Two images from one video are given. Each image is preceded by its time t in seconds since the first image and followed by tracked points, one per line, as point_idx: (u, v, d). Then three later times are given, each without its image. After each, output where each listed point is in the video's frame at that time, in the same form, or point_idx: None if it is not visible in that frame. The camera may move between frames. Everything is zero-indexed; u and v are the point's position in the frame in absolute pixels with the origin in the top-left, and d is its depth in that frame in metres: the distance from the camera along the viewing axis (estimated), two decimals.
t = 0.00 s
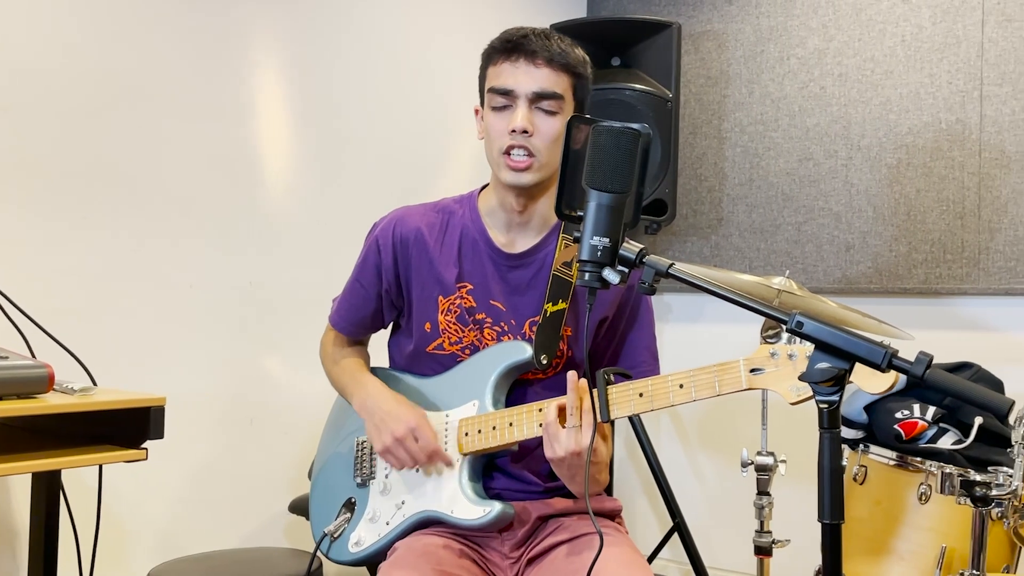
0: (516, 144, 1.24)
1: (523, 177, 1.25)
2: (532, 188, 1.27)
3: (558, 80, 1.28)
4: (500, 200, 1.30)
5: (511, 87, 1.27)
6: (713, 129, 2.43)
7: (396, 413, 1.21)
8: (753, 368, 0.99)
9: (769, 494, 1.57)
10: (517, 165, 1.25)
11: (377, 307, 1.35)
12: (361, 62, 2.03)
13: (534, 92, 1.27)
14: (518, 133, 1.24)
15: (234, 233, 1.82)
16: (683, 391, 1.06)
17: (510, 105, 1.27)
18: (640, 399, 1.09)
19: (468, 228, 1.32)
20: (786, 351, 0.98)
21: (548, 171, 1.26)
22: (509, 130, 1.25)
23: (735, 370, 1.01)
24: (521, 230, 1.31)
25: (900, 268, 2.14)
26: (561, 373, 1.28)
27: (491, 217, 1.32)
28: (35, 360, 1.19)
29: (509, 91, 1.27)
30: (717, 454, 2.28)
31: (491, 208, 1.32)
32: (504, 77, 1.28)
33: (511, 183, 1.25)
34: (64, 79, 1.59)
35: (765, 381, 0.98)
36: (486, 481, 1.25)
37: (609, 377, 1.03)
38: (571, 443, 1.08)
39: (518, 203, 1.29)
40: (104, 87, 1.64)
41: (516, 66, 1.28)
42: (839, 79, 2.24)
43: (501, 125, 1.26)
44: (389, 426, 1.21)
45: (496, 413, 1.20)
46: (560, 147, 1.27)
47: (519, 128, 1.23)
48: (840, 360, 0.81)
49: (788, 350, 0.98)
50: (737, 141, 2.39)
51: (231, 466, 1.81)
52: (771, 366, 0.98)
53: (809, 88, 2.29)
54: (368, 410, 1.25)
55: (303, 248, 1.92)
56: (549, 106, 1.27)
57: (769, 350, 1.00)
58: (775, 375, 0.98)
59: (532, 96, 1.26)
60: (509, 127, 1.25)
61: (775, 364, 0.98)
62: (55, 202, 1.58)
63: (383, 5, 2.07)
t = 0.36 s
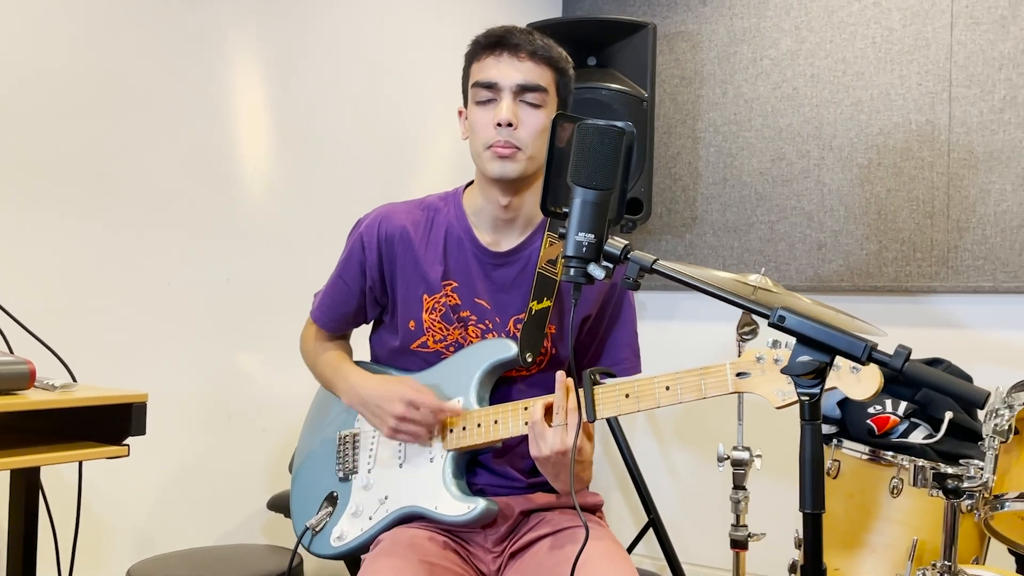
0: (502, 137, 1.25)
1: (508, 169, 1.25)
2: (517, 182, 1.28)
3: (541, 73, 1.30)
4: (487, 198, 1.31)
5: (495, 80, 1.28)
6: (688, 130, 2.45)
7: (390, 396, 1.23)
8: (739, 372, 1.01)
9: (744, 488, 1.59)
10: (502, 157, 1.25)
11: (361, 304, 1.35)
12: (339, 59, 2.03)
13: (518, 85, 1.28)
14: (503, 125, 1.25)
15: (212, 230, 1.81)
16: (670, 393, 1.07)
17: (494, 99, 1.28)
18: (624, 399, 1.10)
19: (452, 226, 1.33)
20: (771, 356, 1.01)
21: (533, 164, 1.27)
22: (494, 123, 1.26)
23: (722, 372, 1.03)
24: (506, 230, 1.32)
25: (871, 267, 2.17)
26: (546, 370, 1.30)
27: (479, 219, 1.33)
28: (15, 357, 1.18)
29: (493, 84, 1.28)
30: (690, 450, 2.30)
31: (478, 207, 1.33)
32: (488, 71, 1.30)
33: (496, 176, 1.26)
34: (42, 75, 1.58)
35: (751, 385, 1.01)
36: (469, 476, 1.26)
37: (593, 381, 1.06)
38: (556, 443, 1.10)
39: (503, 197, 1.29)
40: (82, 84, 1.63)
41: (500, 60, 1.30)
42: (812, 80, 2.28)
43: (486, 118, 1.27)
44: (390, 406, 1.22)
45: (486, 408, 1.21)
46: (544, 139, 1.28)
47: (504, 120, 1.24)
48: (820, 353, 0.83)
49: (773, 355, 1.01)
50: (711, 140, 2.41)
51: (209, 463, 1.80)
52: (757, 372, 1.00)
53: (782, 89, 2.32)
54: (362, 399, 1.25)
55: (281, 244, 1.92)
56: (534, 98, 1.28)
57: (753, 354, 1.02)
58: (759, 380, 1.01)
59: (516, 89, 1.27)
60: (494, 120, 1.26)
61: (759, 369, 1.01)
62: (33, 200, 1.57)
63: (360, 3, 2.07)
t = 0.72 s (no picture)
0: (482, 140, 1.26)
1: (489, 171, 1.27)
2: (495, 182, 1.29)
3: (522, 77, 1.31)
4: (465, 194, 1.33)
5: (476, 83, 1.29)
6: (661, 131, 2.48)
7: (365, 421, 1.23)
8: (722, 359, 1.05)
9: (720, 483, 1.62)
10: (483, 159, 1.27)
11: (341, 302, 1.34)
12: (316, 58, 2.03)
13: (498, 89, 1.29)
14: (483, 128, 1.26)
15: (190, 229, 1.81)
16: (655, 379, 1.11)
17: (475, 102, 1.29)
18: (611, 387, 1.15)
19: (433, 222, 1.34)
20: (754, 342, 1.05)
21: (511, 164, 1.29)
22: (474, 126, 1.27)
23: (705, 359, 1.06)
24: (485, 226, 1.34)
25: (841, 266, 2.22)
26: (527, 365, 1.32)
27: (457, 210, 1.34)
28: None
29: (474, 87, 1.29)
30: (664, 447, 2.33)
31: (456, 202, 1.34)
32: (469, 74, 1.31)
33: (476, 177, 1.28)
34: (21, 73, 1.57)
35: (734, 371, 1.04)
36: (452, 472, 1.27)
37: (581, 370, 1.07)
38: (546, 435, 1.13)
39: (481, 195, 1.31)
40: (60, 83, 1.62)
41: (480, 63, 1.31)
42: (783, 82, 2.31)
43: (466, 120, 1.28)
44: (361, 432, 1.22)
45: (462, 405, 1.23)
46: (524, 142, 1.29)
47: (485, 124, 1.26)
48: (801, 349, 0.85)
49: (755, 341, 1.05)
50: (684, 141, 2.44)
51: (187, 462, 1.80)
52: (739, 357, 1.04)
53: (754, 91, 2.35)
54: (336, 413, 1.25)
55: (259, 243, 1.92)
56: (514, 102, 1.29)
57: (736, 341, 1.06)
58: (742, 366, 1.04)
59: (497, 92, 1.28)
60: (474, 123, 1.27)
61: (742, 354, 1.04)
62: (12, 199, 1.56)
63: (338, 3, 2.08)
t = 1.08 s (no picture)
0: (462, 143, 1.27)
1: (468, 175, 1.28)
2: (476, 187, 1.30)
3: (503, 81, 1.31)
4: (446, 199, 1.33)
5: (457, 87, 1.30)
6: (635, 135, 2.50)
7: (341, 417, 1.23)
8: (698, 371, 1.08)
9: (695, 485, 1.64)
10: (463, 163, 1.27)
11: (321, 307, 1.35)
12: (293, 61, 2.04)
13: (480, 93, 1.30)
14: (464, 132, 1.27)
15: (166, 232, 1.80)
16: (632, 391, 1.13)
17: (456, 105, 1.30)
18: (590, 398, 1.15)
19: (413, 229, 1.35)
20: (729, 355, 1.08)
21: (492, 169, 1.29)
22: (455, 129, 1.28)
23: (682, 371, 1.09)
24: (465, 232, 1.35)
25: (812, 269, 2.25)
26: (506, 374, 1.34)
27: (438, 219, 1.35)
28: None
29: (455, 91, 1.30)
30: (638, 449, 2.35)
31: (437, 209, 1.35)
32: (451, 78, 1.32)
33: (457, 181, 1.28)
34: None
35: (710, 383, 1.08)
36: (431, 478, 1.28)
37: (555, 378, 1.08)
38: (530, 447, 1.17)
39: (462, 201, 1.32)
40: (36, 85, 1.61)
41: (462, 67, 1.32)
42: (755, 88, 2.34)
43: (447, 124, 1.29)
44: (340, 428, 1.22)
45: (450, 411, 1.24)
46: (504, 147, 1.30)
47: (464, 127, 1.27)
48: (781, 357, 0.87)
49: (731, 353, 1.08)
50: (658, 145, 2.46)
51: (163, 466, 1.79)
52: (715, 369, 1.07)
53: (726, 96, 2.38)
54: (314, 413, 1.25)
55: (236, 246, 1.92)
56: (495, 106, 1.30)
57: (711, 354, 1.09)
58: (717, 378, 1.08)
59: (478, 96, 1.29)
60: (455, 126, 1.28)
61: (718, 366, 1.08)
62: None
63: (314, 7, 2.08)
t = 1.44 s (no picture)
0: (452, 151, 1.28)
1: (459, 182, 1.28)
2: (466, 195, 1.31)
3: (489, 89, 1.33)
4: (435, 209, 1.34)
5: (444, 95, 1.31)
6: (614, 139, 2.52)
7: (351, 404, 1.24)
8: (693, 376, 1.09)
9: (676, 487, 1.66)
10: (453, 170, 1.28)
11: (313, 315, 1.36)
12: (274, 64, 2.03)
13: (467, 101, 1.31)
14: (453, 139, 1.28)
15: (147, 235, 1.79)
16: (627, 396, 1.15)
17: (444, 113, 1.30)
18: (584, 403, 1.18)
19: (405, 237, 1.36)
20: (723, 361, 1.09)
21: (482, 176, 1.30)
22: (443, 137, 1.28)
23: (677, 375, 1.11)
24: (455, 242, 1.36)
25: (788, 273, 2.28)
26: (496, 380, 1.37)
27: (429, 230, 1.36)
28: None
29: (443, 100, 1.30)
30: (616, 451, 2.37)
31: (427, 221, 1.36)
32: (437, 87, 1.32)
33: (447, 189, 1.29)
34: None
35: (705, 388, 1.08)
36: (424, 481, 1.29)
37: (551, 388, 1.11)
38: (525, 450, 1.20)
39: (452, 209, 1.32)
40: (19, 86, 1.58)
41: (448, 76, 1.32)
42: (733, 94, 2.37)
43: (435, 132, 1.29)
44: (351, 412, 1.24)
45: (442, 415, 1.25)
46: (493, 154, 1.31)
47: (454, 134, 1.27)
48: (771, 365, 0.89)
49: (725, 359, 1.09)
50: (637, 150, 2.48)
51: (144, 471, 1.78)
52: (710, 374, 1.08)
53: (704, 102, 2.40)
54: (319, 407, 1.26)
55: (218, 249, 1.91)
56: (482, 113, 1.31)
57: (706, 359, 1.10)
58: (711, 383, 1.08)
59: (465, 104, 1.30)
60: (444, 134, 1.28)
61: (712, 371, 1.09)
62: None
63: (293, 9, 2.08)
